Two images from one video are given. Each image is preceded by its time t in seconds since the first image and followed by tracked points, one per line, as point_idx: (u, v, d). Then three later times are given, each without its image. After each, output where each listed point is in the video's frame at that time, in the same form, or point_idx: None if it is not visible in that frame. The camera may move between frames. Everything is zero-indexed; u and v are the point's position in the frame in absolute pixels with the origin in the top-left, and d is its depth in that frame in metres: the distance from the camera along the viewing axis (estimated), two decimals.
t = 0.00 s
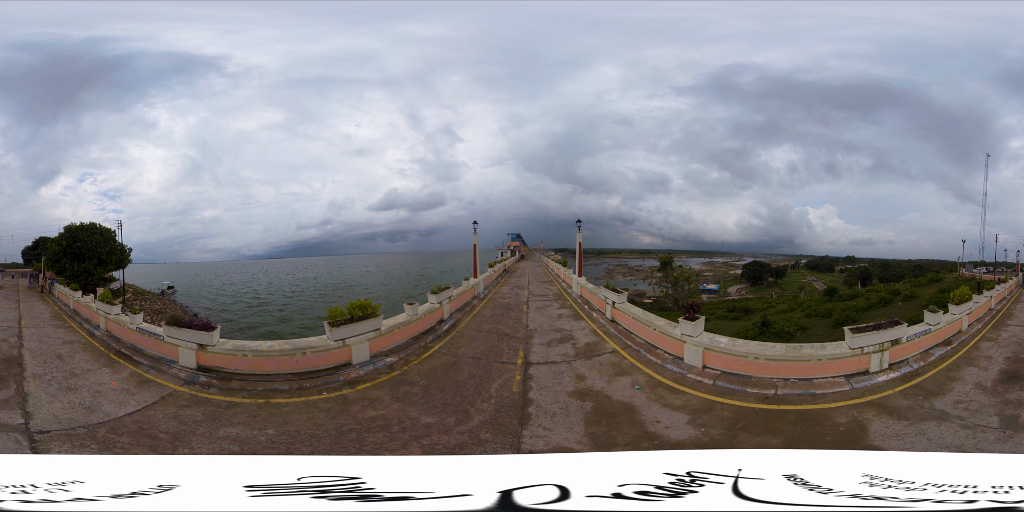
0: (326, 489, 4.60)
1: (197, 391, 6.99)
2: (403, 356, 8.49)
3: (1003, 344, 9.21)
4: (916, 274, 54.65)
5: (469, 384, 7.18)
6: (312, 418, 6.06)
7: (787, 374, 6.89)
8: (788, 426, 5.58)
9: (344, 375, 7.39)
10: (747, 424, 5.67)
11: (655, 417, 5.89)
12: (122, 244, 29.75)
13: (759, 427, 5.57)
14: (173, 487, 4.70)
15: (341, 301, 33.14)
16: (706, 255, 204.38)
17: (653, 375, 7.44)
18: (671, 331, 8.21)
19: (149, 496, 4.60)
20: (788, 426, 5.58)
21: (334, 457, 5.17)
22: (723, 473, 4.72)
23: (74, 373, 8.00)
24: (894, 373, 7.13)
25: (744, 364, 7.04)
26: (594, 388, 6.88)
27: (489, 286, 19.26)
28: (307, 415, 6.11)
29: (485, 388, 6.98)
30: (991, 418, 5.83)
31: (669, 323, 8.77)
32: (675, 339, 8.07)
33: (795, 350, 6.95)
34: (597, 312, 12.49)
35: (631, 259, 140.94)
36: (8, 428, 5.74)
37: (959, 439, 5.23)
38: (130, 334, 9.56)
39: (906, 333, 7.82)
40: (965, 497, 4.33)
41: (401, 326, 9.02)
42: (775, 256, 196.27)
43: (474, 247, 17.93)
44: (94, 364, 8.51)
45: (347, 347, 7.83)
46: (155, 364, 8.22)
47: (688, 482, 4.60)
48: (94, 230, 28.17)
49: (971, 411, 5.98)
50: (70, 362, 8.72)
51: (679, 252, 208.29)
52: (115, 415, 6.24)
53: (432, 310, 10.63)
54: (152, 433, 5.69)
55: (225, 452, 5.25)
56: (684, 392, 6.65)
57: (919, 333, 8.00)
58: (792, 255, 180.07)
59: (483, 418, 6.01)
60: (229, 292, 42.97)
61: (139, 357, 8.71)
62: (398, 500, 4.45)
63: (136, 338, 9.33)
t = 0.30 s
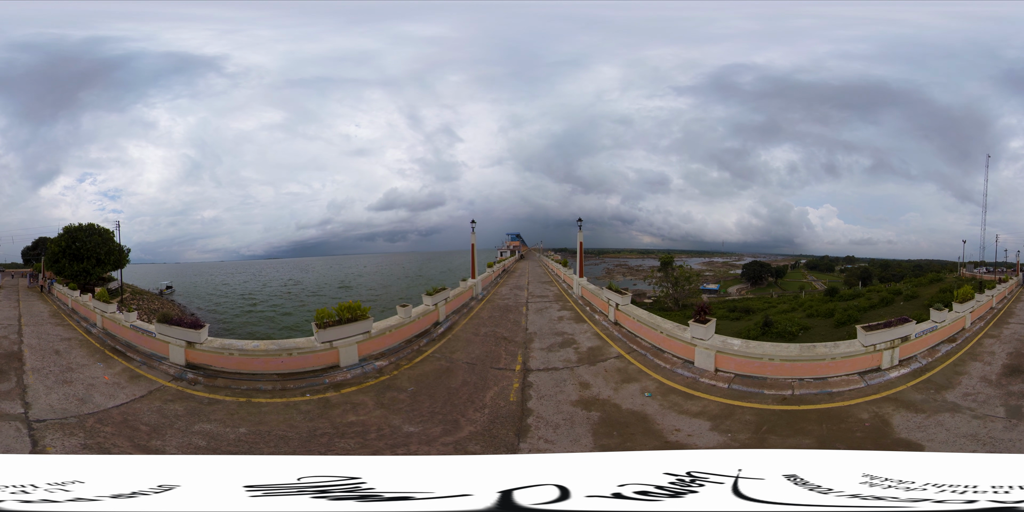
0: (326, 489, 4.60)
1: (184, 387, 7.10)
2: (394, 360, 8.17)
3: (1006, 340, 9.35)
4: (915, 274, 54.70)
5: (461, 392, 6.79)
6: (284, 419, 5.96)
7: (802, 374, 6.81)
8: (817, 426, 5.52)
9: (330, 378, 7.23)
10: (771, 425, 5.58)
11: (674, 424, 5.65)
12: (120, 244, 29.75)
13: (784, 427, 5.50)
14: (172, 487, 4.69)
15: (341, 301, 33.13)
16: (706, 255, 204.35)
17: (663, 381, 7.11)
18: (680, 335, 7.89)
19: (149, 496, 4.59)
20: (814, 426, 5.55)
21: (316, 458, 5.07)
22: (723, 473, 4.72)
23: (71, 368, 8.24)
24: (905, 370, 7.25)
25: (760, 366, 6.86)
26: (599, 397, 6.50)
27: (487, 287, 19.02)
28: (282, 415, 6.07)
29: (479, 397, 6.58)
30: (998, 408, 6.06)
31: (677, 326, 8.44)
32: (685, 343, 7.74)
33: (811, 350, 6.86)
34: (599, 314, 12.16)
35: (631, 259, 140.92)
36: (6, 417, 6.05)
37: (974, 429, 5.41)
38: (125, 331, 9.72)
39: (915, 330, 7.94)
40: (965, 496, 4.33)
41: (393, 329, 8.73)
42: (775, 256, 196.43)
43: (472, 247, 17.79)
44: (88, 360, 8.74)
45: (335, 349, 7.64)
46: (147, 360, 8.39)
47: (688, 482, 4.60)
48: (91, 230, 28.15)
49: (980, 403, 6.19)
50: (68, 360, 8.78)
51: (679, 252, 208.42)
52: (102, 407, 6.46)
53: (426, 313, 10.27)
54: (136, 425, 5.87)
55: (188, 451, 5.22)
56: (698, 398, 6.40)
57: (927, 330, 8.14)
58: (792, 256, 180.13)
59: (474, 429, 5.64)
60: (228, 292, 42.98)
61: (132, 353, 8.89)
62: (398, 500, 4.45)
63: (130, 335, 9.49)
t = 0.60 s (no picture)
0: (326, 489, 4.60)
1: (171, 384, 7.22)
2: (384, 365, 7.86)
3: (1007, 337, 9.44)
4: (916, 274, 54.68)
5: (453, 402, 6.38)
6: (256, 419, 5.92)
7: (817, 373, 6.74)
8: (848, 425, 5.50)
9: (315, 380, 7.09)
10: (798, 425, 5.54)
11: (703, 432, 5.41)
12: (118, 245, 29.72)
13: (810, 426, 5.48)
14: (172, 487, 4.68)
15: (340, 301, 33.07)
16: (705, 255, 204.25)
17: (676, 387, 6.77)
18: (690, 338, 7.56)
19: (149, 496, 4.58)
20: (841, 424, 5.54)
21: (314, 458, 5.01)
22: (723, 473, 4.71)
23: (67, 363, 8.43)
24: (914, 366, 7.34)
25: (776, 367, 6.72)
26: (608, 407, 6.11)
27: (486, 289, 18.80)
28: (258, 416, 6.00)
29: (472, 407, 6.15)
30: (1003, 400, 6.26)
31: (686, 330, 8.06)
32: (697, 347, 7.41)
33: (825, 350, 6.78)
34: (601, 315, 11.82)
35: (631, 259, 140.90)
36: (5, 407, 6.29)
37: (983, 418, 5.60)
38: (120, 328, 9.85)
39: (923, 327, 8.04)
40: (965, 497, 4.33)
41: (384, 332, 8.40)
42: (775, 256, 196.49)
43: (470, 247, 17.58)
44: (84, 356, 8.90)
45: (322, 352, 7.43)
46: (139, 357, 8.53)
47: (688, 482, 4.58)
48: (89, 231, 28.12)
49: (986, 395, 6.38)
50: (65, 357, 8.85)
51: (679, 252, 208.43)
52: (90, 399, 6.65)
53: (421, 315, 9.88)
54: (121, 417, 6.05)
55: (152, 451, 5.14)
56: (716, 403, 6.17)
57: (933, 327, 8.25)
58: (792, 256, 180.18)
59: (463, 443, 5.24)
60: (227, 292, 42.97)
61: (125, 350, 9.04)
62: (398, 500, 4.44)
63: (124, 332, 9.61)
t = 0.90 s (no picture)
0: (326, 489, 4.60)
1: (158, 380, 7.40)
2: (374, 368, 7.58)
3: (1009, 333, 9.52)
4: (916, 274, 54.79)
5: (443, 411, 5.99)
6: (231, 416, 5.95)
7: (833, 370, 6.71)
8: (870, 419, 5.58)
9: (299, 382, 6.93)
10: (823, 421, 5.56)
11: (734, 435, 5.28)
12: (116, 245, 29.70)
13: (836, 422, 5.52)
14: (172, 487, 4.67)
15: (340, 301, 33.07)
16: (705, 255, 204.16)
17: (692, 392, 6.49)
18: (703, 341, 7.30)
19: (149, 496, 4.56)
20: (865, 418, 5.60)
21: (312, 458, 4.98)
22: (723, 473, 4.71)
23: (63, 357, 8.70)
24: (922, 362, 7.46)
25: (792, 366, 6.65)
26: (620, 417, 5.77)
27: (485, 290, 18.67)
28: (231, 415, 6.00)
29: (465, 418, 5.77)
30: (1007, 391, 6.45)
31: (698, 332, 7.76)
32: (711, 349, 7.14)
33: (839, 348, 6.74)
34: (604, 316, 11.46)
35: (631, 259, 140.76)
36: (4, 397, 6.63)
37: (989, 408, 5.82)
38: (114, 326, 10.01)
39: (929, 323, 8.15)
40: (965, 497, 4.32)
41: (376, 334, 8.09)
42: (774, 256, 196.57)
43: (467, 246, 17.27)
44: (80, 351, 9.12)
45: (308, 354, 7.27)
46: (131, 353, 8.76)
47: (688, 482, 4.57)
48: (88, 231, 28.14)
49: (990, 386, 6.57)
50: (61, 352, 9.08)
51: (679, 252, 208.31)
52: (81, 392, 6.96)
53: (415, 318, 9.49)
54: (107, 408, 6.35)
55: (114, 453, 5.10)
56: (738, 407, 6.00)
57: (940, 324, 8.35)
58: (792, 256, 180.14)
59: (449, 456, 4.91)
60: (225, 292, 42.99)
61: (119, 346, 9.24)
62: (398, 500, 4.44)
63: (118, 330, 9.79)
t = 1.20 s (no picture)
0: (326, 489, 4.59)
1: (147, 375, 7.58)
2: (360, 373, 7.29)
3: (1010, 330, 9.59)
4: (917, 274, 54.90)
5: (432, 421, 5.64)
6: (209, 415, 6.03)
7: (845, 368, 6.72)
8: (889, 413, 5.66)
9: (283, 384, 6.84)
10: (847, 417, 5.61)
11: (765, 436, 5.21)
12: (115, 245, 29.73)
13: (858, 417, 5.58)
14: (172, 487, 4.66)
15: (339, 301, 33.05)
16: (705, 255, 204.16)
17: (709, 397, 6.28)
18: (715, 344, 7.08)
19: (149, 496, 4.56)
20: (883, 412, 5.70)
21: (313, 457, 4.97)
22: (723, 473, 4.70)
23: (59, 353, 8.83)
24: (929, 358, 7.56)
25: (807, 366, 6.60)
26: (634, 427, 5.49)
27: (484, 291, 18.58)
28: (212, 412, 6.11)
29: (456, 429, 5.41)
30: (1009, 383, 6.63)
31: (708, 335, 7.52)
32: (726, 352, 6.93)
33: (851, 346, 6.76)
34: (607, 318, 11.14)
35: (631, 259, 140.73)
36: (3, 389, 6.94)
37: (994, 399, 6.03)
38: (108, 324, 10.08)
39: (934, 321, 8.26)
40: (965, 497, 4.31)
41: (367, 338, 7.84)
42: (774, 256, 196.61)
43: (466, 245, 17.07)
44: (76, 348, 9.18)
45: (295, 356, 7.21)
46: (124, 351, 8.88)
47: (688, 482, 4.57)
48: (86, 232, 28.14)
49: (994, 380, 6.76)
50: (58, 348, 9.14)
51: (679, 252, 208.30)
52: (73, 386, 7.19)
53: (409, 321, 9.10)
54: (95, 401, 6.57)
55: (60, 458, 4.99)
56: (759, 408, 5.89)
57: (944, 321, 8.46)
58: (792, 256, 180.14)
59: (448, 455, 4.88)
60: (224, 292, 42.93)
61: (113, 343, 9.34)
62: (397, 500, 4.43)
63: (112, 328, 9.86)
